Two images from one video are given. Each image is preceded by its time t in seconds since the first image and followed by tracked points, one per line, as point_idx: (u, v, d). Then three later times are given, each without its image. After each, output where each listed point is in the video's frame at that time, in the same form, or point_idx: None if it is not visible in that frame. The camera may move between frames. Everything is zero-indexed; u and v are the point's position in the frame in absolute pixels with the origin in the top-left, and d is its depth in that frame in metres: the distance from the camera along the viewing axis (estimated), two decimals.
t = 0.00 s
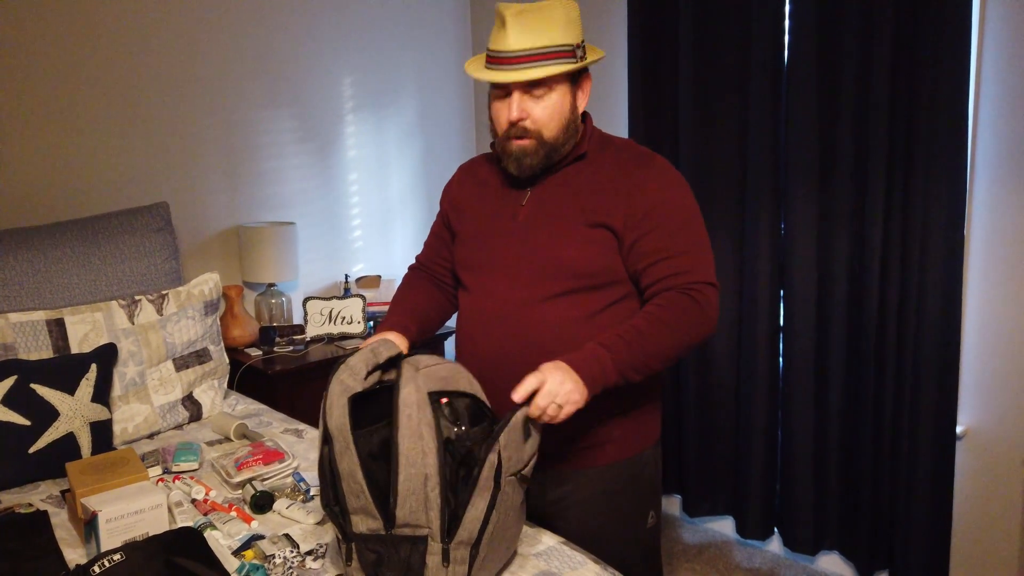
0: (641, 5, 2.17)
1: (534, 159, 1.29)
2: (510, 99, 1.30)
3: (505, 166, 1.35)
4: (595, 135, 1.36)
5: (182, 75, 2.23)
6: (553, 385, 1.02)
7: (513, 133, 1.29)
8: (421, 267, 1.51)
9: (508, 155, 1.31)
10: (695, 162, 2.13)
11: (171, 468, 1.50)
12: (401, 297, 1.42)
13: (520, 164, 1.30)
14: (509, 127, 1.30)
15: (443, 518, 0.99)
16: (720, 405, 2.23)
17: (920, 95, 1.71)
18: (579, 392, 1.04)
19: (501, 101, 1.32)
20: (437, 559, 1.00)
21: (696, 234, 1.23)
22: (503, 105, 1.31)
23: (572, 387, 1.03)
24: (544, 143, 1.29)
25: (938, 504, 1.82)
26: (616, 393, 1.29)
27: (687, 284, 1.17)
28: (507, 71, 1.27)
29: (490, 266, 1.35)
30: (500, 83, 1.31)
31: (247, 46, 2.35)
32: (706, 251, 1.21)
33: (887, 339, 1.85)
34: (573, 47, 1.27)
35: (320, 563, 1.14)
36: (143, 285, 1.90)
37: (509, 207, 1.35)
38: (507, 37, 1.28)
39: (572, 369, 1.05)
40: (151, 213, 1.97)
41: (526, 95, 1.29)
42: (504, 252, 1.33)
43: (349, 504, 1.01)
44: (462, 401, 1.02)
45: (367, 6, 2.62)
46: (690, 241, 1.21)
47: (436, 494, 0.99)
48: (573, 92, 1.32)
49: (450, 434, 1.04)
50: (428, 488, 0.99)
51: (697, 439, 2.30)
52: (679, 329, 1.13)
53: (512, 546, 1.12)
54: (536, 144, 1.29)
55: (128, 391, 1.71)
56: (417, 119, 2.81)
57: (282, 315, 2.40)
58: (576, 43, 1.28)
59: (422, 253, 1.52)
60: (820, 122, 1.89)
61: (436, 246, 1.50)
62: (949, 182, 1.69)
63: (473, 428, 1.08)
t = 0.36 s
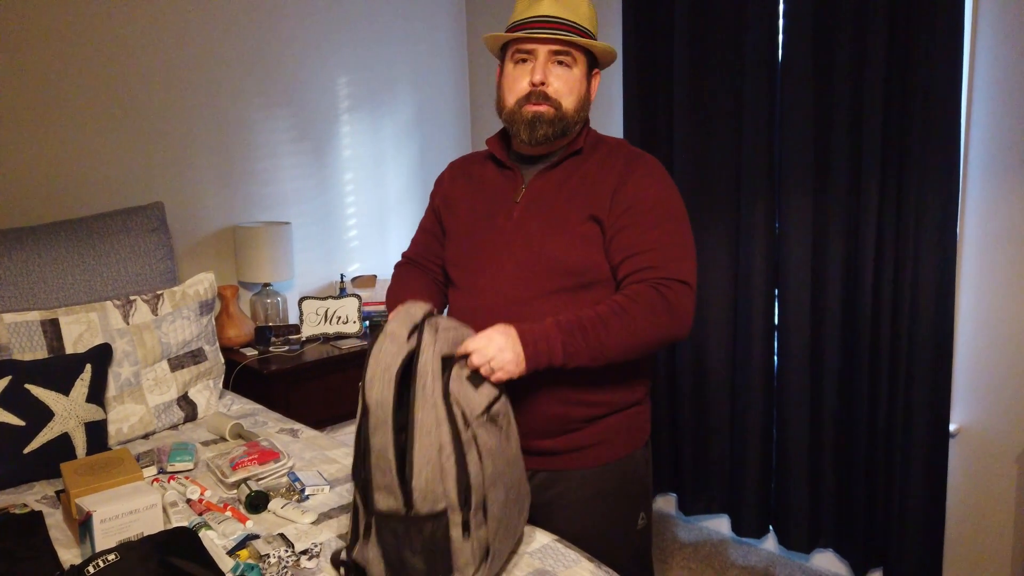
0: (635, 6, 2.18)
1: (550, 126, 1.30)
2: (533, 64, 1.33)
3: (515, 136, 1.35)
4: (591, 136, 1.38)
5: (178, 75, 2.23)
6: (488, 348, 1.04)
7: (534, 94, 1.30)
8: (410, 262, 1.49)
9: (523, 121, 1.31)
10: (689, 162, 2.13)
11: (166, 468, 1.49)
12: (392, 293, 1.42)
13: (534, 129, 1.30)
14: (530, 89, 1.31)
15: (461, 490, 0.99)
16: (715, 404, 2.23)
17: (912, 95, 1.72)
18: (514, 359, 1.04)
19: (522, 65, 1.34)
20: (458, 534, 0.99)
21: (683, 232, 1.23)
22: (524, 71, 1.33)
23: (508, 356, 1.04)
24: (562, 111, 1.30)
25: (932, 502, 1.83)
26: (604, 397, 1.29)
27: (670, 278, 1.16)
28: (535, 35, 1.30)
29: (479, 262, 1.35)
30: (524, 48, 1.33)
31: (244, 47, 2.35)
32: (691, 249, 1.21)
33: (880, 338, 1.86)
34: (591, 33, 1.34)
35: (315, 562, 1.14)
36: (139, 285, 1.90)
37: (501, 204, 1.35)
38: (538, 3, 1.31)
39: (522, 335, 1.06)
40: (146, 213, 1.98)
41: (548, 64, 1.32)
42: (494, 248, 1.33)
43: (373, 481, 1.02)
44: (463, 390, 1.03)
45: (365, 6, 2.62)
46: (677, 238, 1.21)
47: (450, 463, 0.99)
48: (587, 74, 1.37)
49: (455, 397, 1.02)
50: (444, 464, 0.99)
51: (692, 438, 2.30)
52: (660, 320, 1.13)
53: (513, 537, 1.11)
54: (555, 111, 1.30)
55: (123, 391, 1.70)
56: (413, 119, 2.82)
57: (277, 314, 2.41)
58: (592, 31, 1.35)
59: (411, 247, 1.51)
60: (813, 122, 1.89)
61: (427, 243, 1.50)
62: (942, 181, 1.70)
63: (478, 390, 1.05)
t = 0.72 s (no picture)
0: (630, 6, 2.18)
1: (538, 134, 1.31)
2: (522, 70, 1.33)
3: (506, 141, 1.35)
4: (581, 136, 1.39)
5: (172, 75, 2.22)
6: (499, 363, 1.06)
7: (522, 103, 1.31)
8: (399, 265, 1.49)
9: (514, 126, 1.32)
10: (684, 161, 2.13)
11: (161, 469, 1.49)
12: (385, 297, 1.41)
13: (523, 138, 1.31)
14: (519, 97, 1.32)
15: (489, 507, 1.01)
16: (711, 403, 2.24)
17: (906, 93, 1.72)
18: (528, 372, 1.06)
19: (511, 72, 1.34)
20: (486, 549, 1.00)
21: (676, 229, 1.24)
22: (513, 77, 1.34)
23: (520, 370, 1.06)
24: (550, 118, 1.31)
25: (927, 500, 1.83)
26: (602, 396, 1.30)
27: (666, 274, 1.17)
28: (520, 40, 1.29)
29: (473, 264, 1.35)
30: (512, 54, 1.33)
31: (239, 48, 2.35)
32: (685, 245, 1.22)
33: (875, 337, 1.86)
34: (580, 36, 1.33)
35: (310, 563, 1.14)
36: (133, 286, 1.90)
37: (493, 205, 1.35)
38: (523, 8, 1.30)
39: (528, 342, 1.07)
40: (142, 214, 1.97)
41: (537, 69, 1.33)
42: (488, 249, 1.33)
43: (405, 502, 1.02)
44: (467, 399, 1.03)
45: (360, 7, 2.62)
46: (672, 236, 1.22)
47: (478, 484, 1.01)
48: (577, 77, 1.37)
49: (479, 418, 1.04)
50: (473, 483, 1.00)
51: (688, 437, 2.30)
52: (659, 315, 1.14)
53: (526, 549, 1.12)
54: (545, 116, 1.31)
55: (118, 392, 1.70)
56: (408, 119, 2.81)
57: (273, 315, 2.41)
58: (582, 33, 1.34)
59: (401, 251, 1.50)
60: (807, 122, 1.90)
61: (418, 247, 1.49)
62: (936, 180, 1.70)
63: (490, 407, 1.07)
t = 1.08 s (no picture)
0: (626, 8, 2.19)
1: (520, 141, 1.30)
2: (491, 83, 1.32)
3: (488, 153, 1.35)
4: (569, 134, 1.39)
5: (167, 76, 2.22)
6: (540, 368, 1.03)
7: (498, 115, 1.30)
8: (392, 275, 1.45)
9: (493, 140, 1.31)
10: (681, 162, 2.14)
11: (158, 471, 1.49)
12: (384, 307, 1.39)
13: (505, 148, 1.31)
14: (493, 110, 1.31)
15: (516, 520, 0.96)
16: (708, 402, 2.24)
17: (902, 94, 1.72)
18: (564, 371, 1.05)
19: (480, 86, 1.33)
20: (504, 565, 0.96)
21: (675, 215, 1.26)
22: (483, 92, 1.33)
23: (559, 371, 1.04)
24: (528, 125, 1.30)
25: (923, 499, 1.84)
26: (608, 390, 1.30)
27: (672, 258, 1.20)
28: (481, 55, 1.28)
29: (472, 266, 1.34)
30: (479, 69, 1.32)
31: (235, 48, 2.35)
32: (685, 229, 1.25)
33: (872, 336, 1.87)
34: (544, 35, 1.30)
35: (308, 564, 1.14)
36: (129, 287, 1.89)
37: (490, 205, 1.35)
38: (482, 20, 1.29)
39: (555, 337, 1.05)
40: (138, 215, 1.97)
41: (506, 79, 1.31)
42: (489, 249, 1.32)
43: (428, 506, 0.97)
44: (519, 415, 0.97)
45: (355, 7, 2.62)
46: (673, 222, 1.24)
47: (509, 499, 0.96)
48: (549, 78, 1.35)
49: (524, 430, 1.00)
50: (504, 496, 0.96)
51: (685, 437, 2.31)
52: (670, 298, 1.15)
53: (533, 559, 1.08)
54: (522, 126, 1.30)
55: (114, 394, 1.70)
56: (403, 118, 2.81)
57: (270, 315, 2.40)
58: (547, 32, 1.31)
59: (393, 261, 1.46)
60: (804, 122, 1.90)
61: (413, 256, 1.46)
62: (933, 179, 1.70)
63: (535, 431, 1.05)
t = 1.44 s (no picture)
0: (623, 9, 2.19)
1: (520, 138, 1.30)
2: (490, 81, 1.32)
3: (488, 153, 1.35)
4: (568, 135, 1.39)
5: (165, 77, 2.22)
6: (553, 382, 1.05)
7: (497, 112, 1.30)
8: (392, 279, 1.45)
9: (493, 139, 1.31)
10: (679, 163, 2.14)
11: (156, 472, 1.49)
12: (387, 313, 1.39)
13: (505, 144, 1.31)
14: (492, 107, 1.31)
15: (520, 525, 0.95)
16: (705, 402, 2.24)
17: (898, 95, 1.73)
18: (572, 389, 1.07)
19: (479, 84, 1.34)
20: (505, 569, 0.95)
21: (675, 218, 1.27)
22: (483, 90, 1.33)
23: (572, 382, 1.06)
24: (528, 122, 1.31)
25: (920, 498, 1.84)
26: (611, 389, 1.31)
27: (673, 263, 1.21)
28: (479, 54, 1.29)
29: (474, 267, 1.35)
30: (478, 68, 1.33)
31: (234, 49, 2.35)
32: (684, 232, 1.26)
33: (869, 336, 1.87)
34: (541, 34, 1.31)
35: (307, 564, 1.14)
36: (127, 288, 1.89)
37: (491, 209, 1.35)
38: (480, 19, 1.30)
39: (563, 348, 1.08)
40: (136, 216, 1.97)
41: (506, 77, 1.32)
42: (491, 253, 1.33)
43: (431, 508, 0.96)
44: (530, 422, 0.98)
45: (353, 8, 2.62)
46: (673, 226, 1.26)
47: (513, 504, 0.95)
48: (547, 76, 1.36)
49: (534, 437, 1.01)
50: (509, 501, 0.95)
51: (682, 437, 2.31)
52: (671, 304, 1.17)
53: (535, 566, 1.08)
54: (522, 124, 1.30)
55: (112, 395, 1.70)
56: (401, 119, 2.81)
57: (267, 315, 2.40)
58: (544, 32, 1.32)
59: (393, 264, 1.47)
60: (801, 123, 1.91)
61: (412, 258, 1.46)
62: (929, 180, 1.71)
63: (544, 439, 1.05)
